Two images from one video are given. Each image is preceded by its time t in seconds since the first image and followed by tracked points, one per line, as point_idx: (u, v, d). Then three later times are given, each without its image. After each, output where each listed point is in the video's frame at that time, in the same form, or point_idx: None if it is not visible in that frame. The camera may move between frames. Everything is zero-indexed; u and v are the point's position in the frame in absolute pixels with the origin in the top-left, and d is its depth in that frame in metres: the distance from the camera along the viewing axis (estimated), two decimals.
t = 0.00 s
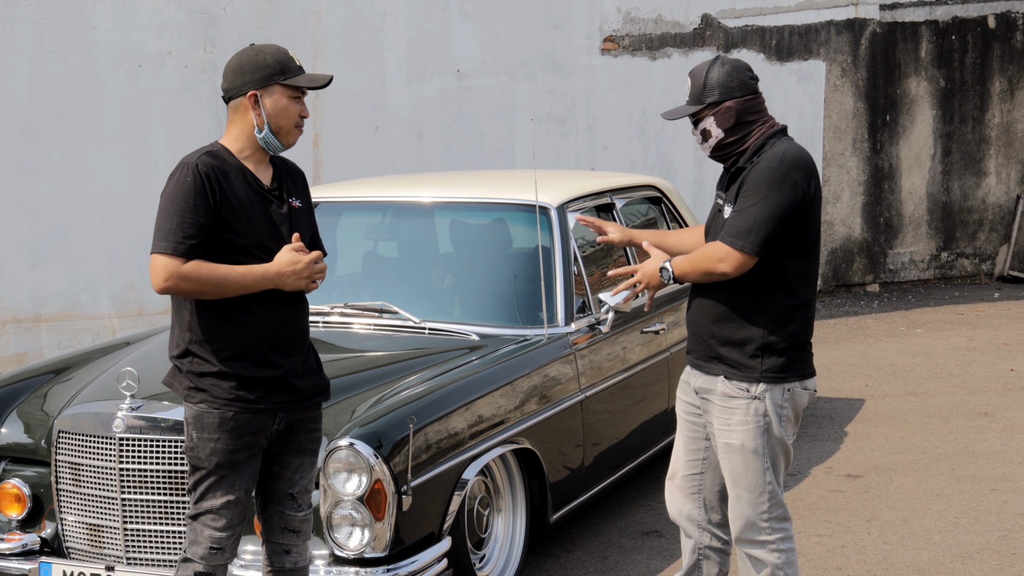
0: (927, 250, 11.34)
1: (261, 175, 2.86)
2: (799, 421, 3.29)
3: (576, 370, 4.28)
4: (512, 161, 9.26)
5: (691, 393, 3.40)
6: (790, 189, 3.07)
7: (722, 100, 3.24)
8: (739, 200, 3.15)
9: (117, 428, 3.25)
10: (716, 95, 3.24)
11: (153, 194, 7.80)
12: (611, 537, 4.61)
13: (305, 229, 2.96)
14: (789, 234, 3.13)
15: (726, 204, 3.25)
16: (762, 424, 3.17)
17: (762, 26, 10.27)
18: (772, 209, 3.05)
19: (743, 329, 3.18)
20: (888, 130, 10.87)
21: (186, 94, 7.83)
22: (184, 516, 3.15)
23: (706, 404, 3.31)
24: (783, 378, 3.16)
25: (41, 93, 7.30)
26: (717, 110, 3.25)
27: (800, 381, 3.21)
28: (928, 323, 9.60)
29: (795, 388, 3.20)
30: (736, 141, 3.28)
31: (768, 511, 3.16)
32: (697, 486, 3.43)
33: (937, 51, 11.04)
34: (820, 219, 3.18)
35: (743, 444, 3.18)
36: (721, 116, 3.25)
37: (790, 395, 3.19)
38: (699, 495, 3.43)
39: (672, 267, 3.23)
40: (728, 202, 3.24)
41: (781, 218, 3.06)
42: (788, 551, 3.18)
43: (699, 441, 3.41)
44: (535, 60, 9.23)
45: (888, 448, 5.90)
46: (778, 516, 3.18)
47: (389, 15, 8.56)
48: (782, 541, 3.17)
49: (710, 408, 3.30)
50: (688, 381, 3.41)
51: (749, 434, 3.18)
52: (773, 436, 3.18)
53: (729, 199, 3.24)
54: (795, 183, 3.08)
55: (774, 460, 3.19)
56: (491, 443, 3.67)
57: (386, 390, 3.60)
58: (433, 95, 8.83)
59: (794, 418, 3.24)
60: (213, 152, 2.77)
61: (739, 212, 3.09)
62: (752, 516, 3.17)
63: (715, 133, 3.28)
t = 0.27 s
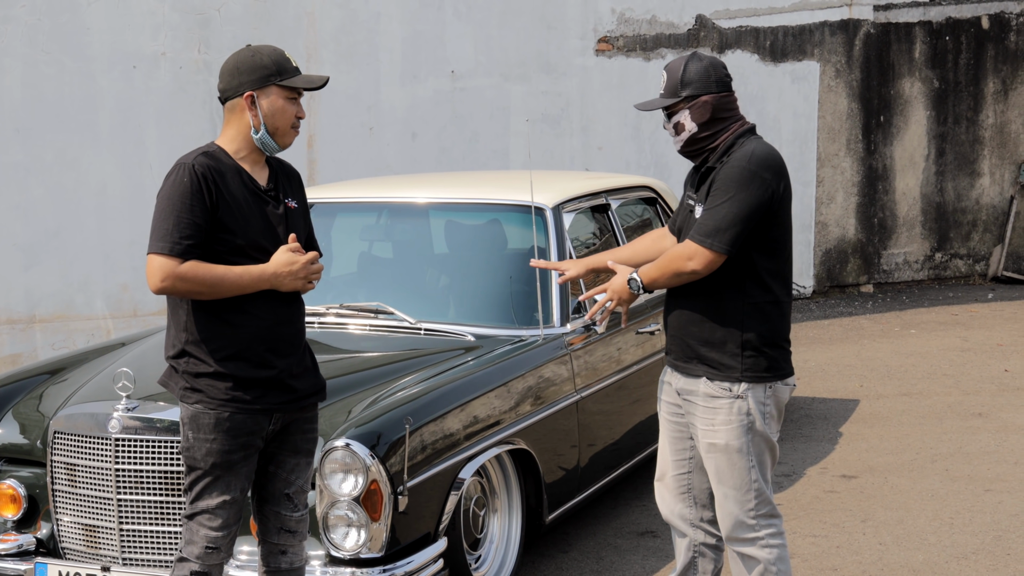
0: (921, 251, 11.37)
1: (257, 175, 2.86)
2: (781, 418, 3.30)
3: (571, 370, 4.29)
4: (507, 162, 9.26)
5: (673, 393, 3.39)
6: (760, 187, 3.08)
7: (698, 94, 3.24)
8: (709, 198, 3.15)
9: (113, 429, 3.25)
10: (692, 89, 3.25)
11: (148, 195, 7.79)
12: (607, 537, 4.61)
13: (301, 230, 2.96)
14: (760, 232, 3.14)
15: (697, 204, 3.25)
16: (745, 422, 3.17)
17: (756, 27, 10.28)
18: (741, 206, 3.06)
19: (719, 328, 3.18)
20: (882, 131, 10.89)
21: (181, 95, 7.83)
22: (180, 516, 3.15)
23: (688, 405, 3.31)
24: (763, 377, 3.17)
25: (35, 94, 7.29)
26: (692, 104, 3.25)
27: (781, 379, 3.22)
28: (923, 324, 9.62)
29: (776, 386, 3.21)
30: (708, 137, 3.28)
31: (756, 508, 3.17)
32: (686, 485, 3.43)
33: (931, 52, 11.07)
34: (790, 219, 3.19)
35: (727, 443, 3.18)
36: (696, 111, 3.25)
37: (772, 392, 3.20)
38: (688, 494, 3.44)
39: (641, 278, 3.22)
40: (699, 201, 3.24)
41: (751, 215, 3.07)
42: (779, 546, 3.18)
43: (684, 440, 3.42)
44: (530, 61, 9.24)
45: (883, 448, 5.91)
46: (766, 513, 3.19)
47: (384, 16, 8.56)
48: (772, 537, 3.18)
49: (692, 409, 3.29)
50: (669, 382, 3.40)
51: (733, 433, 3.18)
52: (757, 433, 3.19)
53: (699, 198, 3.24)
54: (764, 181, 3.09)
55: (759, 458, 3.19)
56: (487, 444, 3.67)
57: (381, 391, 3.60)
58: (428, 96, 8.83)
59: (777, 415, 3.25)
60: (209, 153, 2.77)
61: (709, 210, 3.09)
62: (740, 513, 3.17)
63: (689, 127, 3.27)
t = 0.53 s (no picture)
0: (917, 251, 11.39)
1: (255, 175, 2.86)
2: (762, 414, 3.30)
3: (568, 370, 4.29)
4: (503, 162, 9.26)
5: (652, 394, 3.35)
6: (740, 183, 3.09)
7: (691, 88, 3.26)
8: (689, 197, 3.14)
9: (111, 429, 3.25)
10: (686, 83, 3.26)
11: (144, 196, 7.78)
12: (604, 537, 4.62)
13: (299, 229, 2.96)
14: (738, 229, 3.15)
15: (673, 203, 3.24)
16: (730, 420, 3.16)
17: (753, 27, 10.29)
18: (723, 203, 3.06)
19: (700, 326, 3.17)
20: (878, 132, 10.91)
21: (178, 95, 7.82)
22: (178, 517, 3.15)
23: (669, 405, 3.27)
24: (746, 372, 3.17)
25: (31, 94, 7.28)
26: (686, 96, 3.25)
27: (761, 374, 3.23)
28: (919, 324, 9.63)
29: (758, 381, 3.22)
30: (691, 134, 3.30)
31: (743, 504, 3.15)
32: (672, 483, 3.39)
33: (927, 52, 11.09)
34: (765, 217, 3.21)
35: (713, 441, 3.16)
36: (689, 104, 3.25)
37: (755, 388, 3.20)
38: (676, 491, 3.39)
39: (619, 275, 3.20)
40: (676, 200, 3.23)
41: (732, 212, 3.08)
42: (768, 540, 3.16)
43: (666, 439, 3.38)
44: (526, 62, 9.25)
45: (880, 448, 5.92)
46: (752, 509, 3.17)
47: (380, 16, 8.56)
48: (761, 531, 3.16)
49: (674, 408, 3.26)
50: (647, 383, 3.36)
51: (718, 431, 3.15)
52: (742, 430, 3.17)
53: (676, 197, 3.23)
54: (744, 178, 3.11)
55: (744, 455, 3.18)
56: (485, 444, 3.67)
57: (379, 391, 3.60)
58: (425, 96, 8.83)
59: (758, 411, 3.25)
60: (208, 153, 2.77)
61: (691, 207, 3.09)
62: (727, 510, 3.15)
63: (679, 118, 3.26)
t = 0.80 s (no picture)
0: (914, 251, 11.40)
1: (253, 175, 2.86)
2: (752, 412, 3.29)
3: (567, 369, 4.29)
4: (500, 162, 9.26)
5: (641, 395, 3.33)
6: (738, 177, 3.10)
7: (691, 84, 3.29)
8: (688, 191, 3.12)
9: (110, 429, 3.25)
10: (687, 78, 3.28)
11: (141, 195, 7.77)
12: (603, 537, 4.62)
13: (297, 229, 2.96)
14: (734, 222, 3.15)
15: (666, 199, 3.21)
16: (725, 414, 3.13)
17: (750, 27, 10.29)
18: (725, 195, 3.06)
19: (698, 321, 3.14)
20: (875, 131, 10.92)
21: (175, 95, 7.81)
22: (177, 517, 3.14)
23: (662, 402, 3.25)
24: (740, 367, 3.17)
25: (28, 94, 7.27)
26: (691, 89, 3.27)
27: (751, 371, 3.23)
28: (916, 324, 9.64)
29: (749, 377, 3.22)
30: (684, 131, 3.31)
31: (736, 500, 3.11)
32: (665, 483, 3.37)
33: (923, 52, 11.10)
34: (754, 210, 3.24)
35: (707, 436, 3.13)
36: (692, 98, 3.27)
37: (746, 384, 3.20)
38: (667, 490, 3.37)
39: (618, 275, 3.10)
40: (668, 196, 3.20)
41: (732, 205, 3.07)
42: (760, 537, 3.13)
43: (655, 440, 3.36)
44: (523, 61, 9.24)
45: (877, 447, 5.93)
46: (745, 506, 3.14)
47: (377, 16, 8.56)
48: (753, 528, 3.12)
49: (667, 405, 3.23)
50: (637, 382, 3.32)
51: (713, 425, 3.13)
52: (736, 424, 3.15)
53: (669, 193, 3.21)
54: (741, 172, 3.12)
55: (737, 451, 3.15)
56: (483, 444, 3.67)
57: (377, 391, 3.59)
58: (422, 96, 8.83)
59: (749, 407, 3.24)
60: (207, 152, 2.77)
61: (693, 201, 3.07)
62: (722, 506, 3.10)
63: (689, 111, 3.26)
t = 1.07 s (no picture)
0: (913, 250, 11.40)
1: (254, 174, 2.85)
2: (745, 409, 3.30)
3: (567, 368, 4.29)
4: (500, 161, 9.25)
5: (637, 395, 3.30)
6: (735, 172, 3.12)
7: (680, 81, 3.29)
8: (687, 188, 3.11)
9: (111, 428, 3.24)
10: (676, 75, 3.29)
11: (141, 195, 7.77)
12: (603, 536, 4.62)
13: (298, 228, 2.95)
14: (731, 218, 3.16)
15: (660, 196, 3.19)
16: (727, 408, 3.12)
17: (749, 27, 10.29)
18: (725, 191, 3.06)
19: (699, 316, 3.13)
20: (874, 131, 10.92)
21: (174, 94, 7.81)
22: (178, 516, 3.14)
23: (661, 399, 3.22)
24: (738, 362, 3.17)
25: (27, 94, 7.26)
26: (680, 87, 3.27)
27: (746, 367, 3.24)
28: (916, 323, 9.64)
29: (744, 373, 3.23)
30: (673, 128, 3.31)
31: (736, 496, 3.10)
32: (661, 482, 3.35)
33: (922, 52, 11.10)
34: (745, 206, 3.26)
35: (710, 430, 3.11)
36: (681, 95, 3.28)
37: (742, 379, 3.21)
38: (663, 490, 3.35)
39: (618, 271, 3.08)
40: (662, 193, 3.19)
41: (732, 200, 3.08)
42: (758, 534, 3.12)
43: (651, 440, 3.33)
44: (523, 61, 9.24)
45: (877, 446, 5.93)
46: (743, 502, 3.13)
47: (377, 16, 8.55)
48: (752, 524, 3.12)
49: (667, 401, 3.20)
50: (633, 380, 3.29)
51: (716, 419, 3.11)
52: (736, 418, 3.15)
53: (662, 190, 3.19)
54: (737, 168, 3.13)
55: (737, 446, 3.15)
56: (484, 443, 3.66)
57: (378, 390, 3.59)
58: (422, 96, 8.83)
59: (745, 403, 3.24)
60: (207, 151, 2.76)
61: (694, 197, 3.06)
62: (723, 502, 3.09)
63: (678, 108, 3.25)
